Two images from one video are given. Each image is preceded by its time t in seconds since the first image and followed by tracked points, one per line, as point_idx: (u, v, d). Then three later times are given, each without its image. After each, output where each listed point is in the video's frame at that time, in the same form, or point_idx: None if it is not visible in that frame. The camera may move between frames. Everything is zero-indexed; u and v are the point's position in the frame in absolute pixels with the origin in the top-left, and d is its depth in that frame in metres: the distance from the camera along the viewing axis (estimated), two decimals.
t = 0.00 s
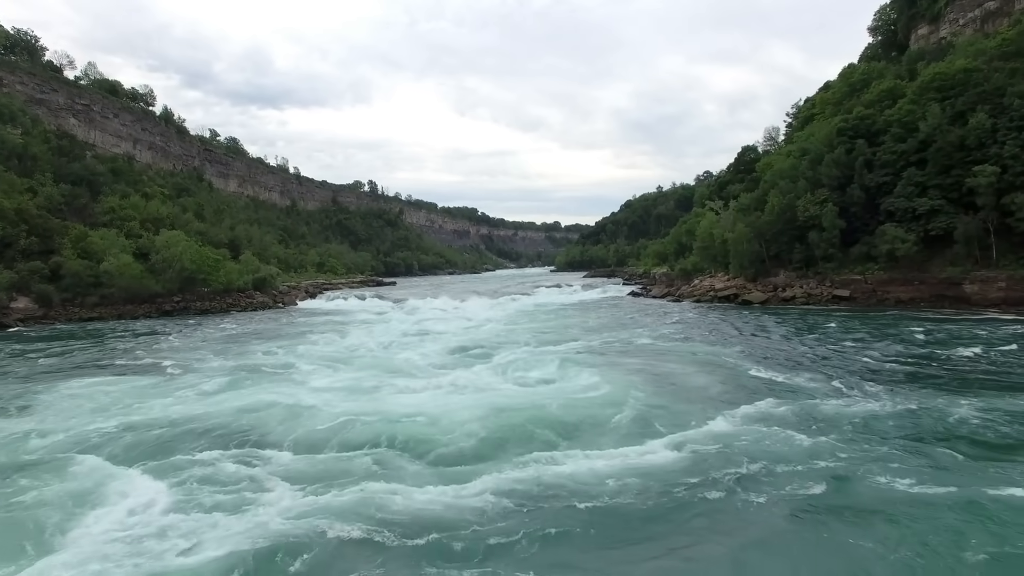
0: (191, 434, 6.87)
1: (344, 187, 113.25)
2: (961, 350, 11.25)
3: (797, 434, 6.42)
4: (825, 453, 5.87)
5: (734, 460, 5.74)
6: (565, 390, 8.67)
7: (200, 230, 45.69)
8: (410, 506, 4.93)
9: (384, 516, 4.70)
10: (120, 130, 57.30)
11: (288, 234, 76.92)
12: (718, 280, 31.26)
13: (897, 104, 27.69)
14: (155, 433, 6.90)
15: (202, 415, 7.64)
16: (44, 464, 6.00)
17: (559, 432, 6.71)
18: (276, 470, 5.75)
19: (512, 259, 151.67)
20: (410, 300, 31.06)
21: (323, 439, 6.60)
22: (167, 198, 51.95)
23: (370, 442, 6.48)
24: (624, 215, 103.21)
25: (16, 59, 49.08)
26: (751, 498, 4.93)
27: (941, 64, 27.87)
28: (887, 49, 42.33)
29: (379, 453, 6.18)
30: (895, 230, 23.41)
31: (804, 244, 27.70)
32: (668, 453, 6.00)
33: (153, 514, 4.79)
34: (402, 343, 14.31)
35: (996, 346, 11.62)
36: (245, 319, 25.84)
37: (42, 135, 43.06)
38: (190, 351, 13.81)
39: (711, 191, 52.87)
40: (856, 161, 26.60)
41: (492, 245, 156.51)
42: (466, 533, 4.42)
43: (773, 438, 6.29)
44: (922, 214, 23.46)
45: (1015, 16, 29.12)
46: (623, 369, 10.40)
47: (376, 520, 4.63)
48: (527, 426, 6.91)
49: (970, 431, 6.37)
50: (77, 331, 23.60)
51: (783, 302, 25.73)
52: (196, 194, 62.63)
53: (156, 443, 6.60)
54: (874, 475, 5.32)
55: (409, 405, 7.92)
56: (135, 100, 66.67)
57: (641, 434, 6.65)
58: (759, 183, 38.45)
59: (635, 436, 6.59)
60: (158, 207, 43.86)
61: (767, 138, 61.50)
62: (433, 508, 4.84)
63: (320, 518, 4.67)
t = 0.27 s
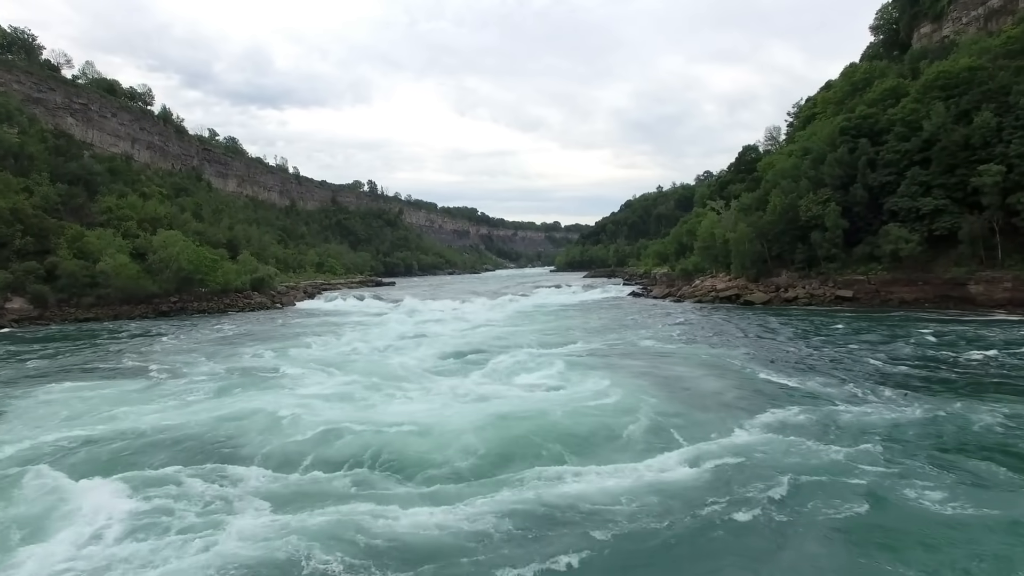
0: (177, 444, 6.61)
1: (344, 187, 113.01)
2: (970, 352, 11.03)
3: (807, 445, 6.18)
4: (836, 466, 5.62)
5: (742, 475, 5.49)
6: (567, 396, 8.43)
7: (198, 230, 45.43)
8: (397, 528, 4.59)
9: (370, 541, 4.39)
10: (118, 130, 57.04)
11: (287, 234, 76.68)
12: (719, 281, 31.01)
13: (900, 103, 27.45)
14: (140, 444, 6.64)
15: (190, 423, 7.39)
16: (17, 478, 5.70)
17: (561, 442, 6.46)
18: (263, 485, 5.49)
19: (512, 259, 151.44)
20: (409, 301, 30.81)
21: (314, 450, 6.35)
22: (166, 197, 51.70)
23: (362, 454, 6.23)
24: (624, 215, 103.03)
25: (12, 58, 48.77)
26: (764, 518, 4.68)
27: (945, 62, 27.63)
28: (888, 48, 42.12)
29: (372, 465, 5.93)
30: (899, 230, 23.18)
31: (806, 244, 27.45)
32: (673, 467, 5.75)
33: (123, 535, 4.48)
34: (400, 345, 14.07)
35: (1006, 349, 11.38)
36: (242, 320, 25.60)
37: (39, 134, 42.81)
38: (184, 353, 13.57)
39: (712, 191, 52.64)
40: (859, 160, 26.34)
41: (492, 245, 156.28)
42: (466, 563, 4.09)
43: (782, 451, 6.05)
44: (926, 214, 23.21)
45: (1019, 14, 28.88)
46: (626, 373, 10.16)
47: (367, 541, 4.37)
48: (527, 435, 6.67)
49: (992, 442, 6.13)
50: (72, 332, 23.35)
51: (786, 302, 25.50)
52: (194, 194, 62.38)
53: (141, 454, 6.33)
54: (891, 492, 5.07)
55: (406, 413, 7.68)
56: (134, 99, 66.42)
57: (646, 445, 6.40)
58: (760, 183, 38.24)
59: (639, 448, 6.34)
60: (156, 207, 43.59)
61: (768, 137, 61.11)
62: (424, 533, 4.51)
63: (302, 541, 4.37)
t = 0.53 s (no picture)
0: (162, 454, 6.34)
1: (343, 187, 112.78)
2: (981, 355, 10.79)
3: (820, 458, 5.91)
4: (851, 480, 5.35)
5: (753, 489, 5.21)
6: (569, 403, 8.18)
7: (195, 230, 45.16)
8: (378, 557, 4.18)
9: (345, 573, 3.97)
10: (116, 129, 56.77)
11: (286, 234, 76.42)
12: (721, 281, 30.76)
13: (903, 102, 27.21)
14: (124, 453, 6.37)
15: (177, 431, 7.12)
16: None
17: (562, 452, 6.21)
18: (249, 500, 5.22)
19: (512, 259, 151.24)
20: (408, 301, 30.55)
21: (305, 461, 6.08)
22: (164, 197, 51.44)
23: (355, 465, 5.96)
24: (623, 215, 102.80)
25: (9, 57, 48.51)
26: (778, 538, 4.41)
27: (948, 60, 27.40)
28: (890, 47, 41.90)
29: (365, 478, 5.67)
30: (903, 229, 22.93)
31: (808, 244, 27.20)
32: (679, 482, 5.48)
33: (75, 561, 4.08)
34: (397, 349, 13.82)
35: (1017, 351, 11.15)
36: (239, 321, 25.33)
37: (36, 133, 42.53)
38: (176, 357, 13.30)
39: (713, 191, 52.43)
40: (862, 160, 26.11)
41: (492, 245, 156.08)
42: None
43: (793, 464, 5.78)
44: (930, 213, 22.97)
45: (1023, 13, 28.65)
46: (628, 377, 9.92)
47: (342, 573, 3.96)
48: (527, 445, 6.43)
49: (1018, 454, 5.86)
50: (67, 333, 23.08)
51: (788, 303, 25.25)
52: (193, 194, 62.09)
53: (124, 464, 6.06)
54: (911, 508, 4.81)
55: (402, 421, 7.43)
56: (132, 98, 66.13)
57: (651, 456, 6.14)
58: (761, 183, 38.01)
59: (644, 460, 6.08)
60: (153, 206, 43.32)
61: (769, 137, 60.87)
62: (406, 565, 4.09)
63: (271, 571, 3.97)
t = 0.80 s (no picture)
0: (153, 467, 6.10)
1: (343, 187, 112.57)
2: (993, 359, 10.55)
3: (833, 471, 5.70)
4: (867, 496, 5.13)
5: (767, 506, 4.98)
6: (572, 410, 7.96)
7: (194, 230, 44.91)
8: None
9: None
10: (115, 129, 56.52)
11: (285, 234, 76.17)
12: (722, 281, 30.53)
13: (907, 100, 26.97)
14: (111, 466, 6.13)
15: (166, 442, 6.85)
16: None
17: (567, 466, 6.00)
18: (239, 518, 5.00)
19: (512, 259, 151.05)
20: (407, 302, 30.31)
21: (301, 474, 5.86)
22: (162, 197, 51.20)
23: (352, 478, 5.74)
24: (624, 215, 102.56)
25: (6, 56, 48.25)
26: (813, 567, 4.08)
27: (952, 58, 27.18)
28: (892, 46, 41.67)
29: (363, 493, 5.44)
30: (907, 229, 22.70)
31: (811, 244, 26.98)
32: (689, 498, 5.26)
33: None
34: (396, 352, 13.62)
35: None
36: (236, 322, 25.09)
37: (33, 133, 42.27)
38: (170, 360, 13.06)
39: (714, 190, 52.22)
40: (865, 159, 25.88)
41: (492, 245, 155.87)
42: None
43: (809, 479, 5.54)
44: (934, 213, 22.75)
45: None
46: (632, 382, 9.70)
47: None
48: (530, 457, 6.21)
49: None
50: (62, 334, 22.85)
51: (790, 303, 25.01)
52: (192, 194, 61.82)
53: (110, 478, 5.82)
54: (932, 527, 4.58)
55: (401, 430, 7.19)
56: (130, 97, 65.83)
57: (659, 468, 5.94)
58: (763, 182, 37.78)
59: (650, 473, 5.85)
60: (151, 206, 43.07)
61: (770, 136, 60.67)
62: None
63: None
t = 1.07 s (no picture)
0: (140, 480, 5.86)
1: (342, 187, 112.33)
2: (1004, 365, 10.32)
3: (849, 487, 5.46)
4: (887, 513, 4.89)
5: (782, 524, 4.74)
6: (573, 418, 7.72)
7: (192, 230, 44.65)
8: None
9: None
10: (113, 128, 56.25)
11: (284, 234, 75.93)
12: (724, 282, 30.28)
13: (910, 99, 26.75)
14: (95, 479, 5.87)
15: (155, 452, 6.61)
16: None
17: (571, 480, 5.77)
18: (228, 536, 4.76)
19: (512, 259, 150.86)
20: (406, 303, 30.05)
21: (293, 488, 5.61)
22: (160, 197, 50.94)
23: (339, 497, 5.41)
24: (624, 215, 102.38)
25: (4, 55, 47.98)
26: None
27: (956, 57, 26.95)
28: (894, 45, 41.46)
29: (358, 509, 5.20)
30: (911, 229, 22.46)
31: (814, 244, 26.74)
32: (698, 515, 5.03)
33: None
34: (394, 355, 13.37)
35: None
36: (233, 323, 24.82)
37: (29, 132, 42.01)
38: (163, 363, 12.81)
39: (714, 190, 52.03)
40: (868, 158, 25.65)
41: (492, 245, 155.67)
42: None
43: (823, 494, 5.31)
44: (939, 213, 22.52)
45: None
46: (636, 387, 9.46)
47: None
48: (532, 470, 5.98)
49: None
50: (57, 335, 22.59)
51: (793, 304, 24.75)
52: (190, 193, 61.54)
53: (94, 492, 5.57)
54: (956, 548, 4.35)
55: (398, 440, 6.95)
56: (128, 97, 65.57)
57: (667, 482, 5.70)
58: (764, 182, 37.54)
59: (658, 487, 5.62)
60: (149, 206, 42.79)
61: (771, 136, 60.42)
62: None
63: None
